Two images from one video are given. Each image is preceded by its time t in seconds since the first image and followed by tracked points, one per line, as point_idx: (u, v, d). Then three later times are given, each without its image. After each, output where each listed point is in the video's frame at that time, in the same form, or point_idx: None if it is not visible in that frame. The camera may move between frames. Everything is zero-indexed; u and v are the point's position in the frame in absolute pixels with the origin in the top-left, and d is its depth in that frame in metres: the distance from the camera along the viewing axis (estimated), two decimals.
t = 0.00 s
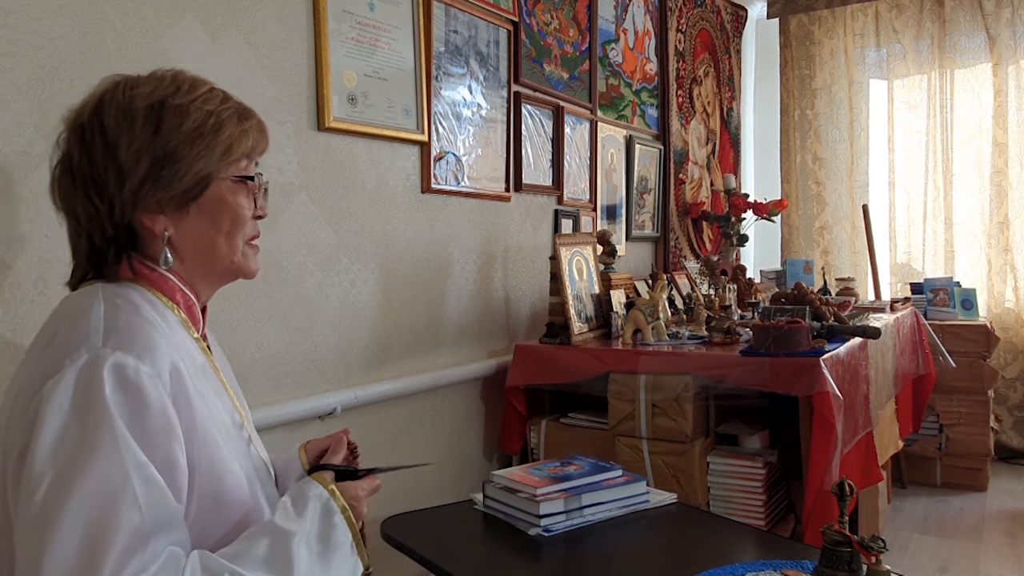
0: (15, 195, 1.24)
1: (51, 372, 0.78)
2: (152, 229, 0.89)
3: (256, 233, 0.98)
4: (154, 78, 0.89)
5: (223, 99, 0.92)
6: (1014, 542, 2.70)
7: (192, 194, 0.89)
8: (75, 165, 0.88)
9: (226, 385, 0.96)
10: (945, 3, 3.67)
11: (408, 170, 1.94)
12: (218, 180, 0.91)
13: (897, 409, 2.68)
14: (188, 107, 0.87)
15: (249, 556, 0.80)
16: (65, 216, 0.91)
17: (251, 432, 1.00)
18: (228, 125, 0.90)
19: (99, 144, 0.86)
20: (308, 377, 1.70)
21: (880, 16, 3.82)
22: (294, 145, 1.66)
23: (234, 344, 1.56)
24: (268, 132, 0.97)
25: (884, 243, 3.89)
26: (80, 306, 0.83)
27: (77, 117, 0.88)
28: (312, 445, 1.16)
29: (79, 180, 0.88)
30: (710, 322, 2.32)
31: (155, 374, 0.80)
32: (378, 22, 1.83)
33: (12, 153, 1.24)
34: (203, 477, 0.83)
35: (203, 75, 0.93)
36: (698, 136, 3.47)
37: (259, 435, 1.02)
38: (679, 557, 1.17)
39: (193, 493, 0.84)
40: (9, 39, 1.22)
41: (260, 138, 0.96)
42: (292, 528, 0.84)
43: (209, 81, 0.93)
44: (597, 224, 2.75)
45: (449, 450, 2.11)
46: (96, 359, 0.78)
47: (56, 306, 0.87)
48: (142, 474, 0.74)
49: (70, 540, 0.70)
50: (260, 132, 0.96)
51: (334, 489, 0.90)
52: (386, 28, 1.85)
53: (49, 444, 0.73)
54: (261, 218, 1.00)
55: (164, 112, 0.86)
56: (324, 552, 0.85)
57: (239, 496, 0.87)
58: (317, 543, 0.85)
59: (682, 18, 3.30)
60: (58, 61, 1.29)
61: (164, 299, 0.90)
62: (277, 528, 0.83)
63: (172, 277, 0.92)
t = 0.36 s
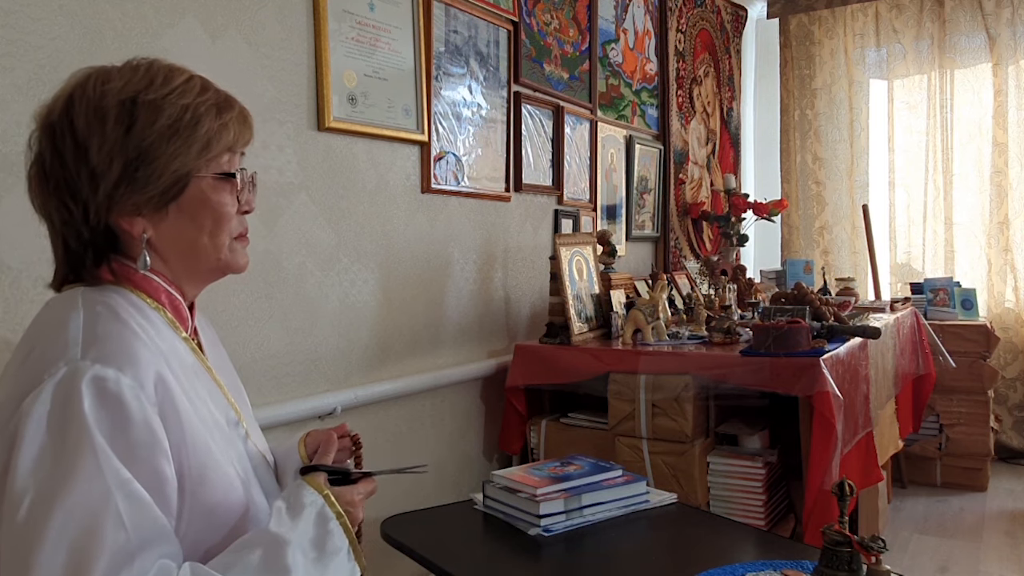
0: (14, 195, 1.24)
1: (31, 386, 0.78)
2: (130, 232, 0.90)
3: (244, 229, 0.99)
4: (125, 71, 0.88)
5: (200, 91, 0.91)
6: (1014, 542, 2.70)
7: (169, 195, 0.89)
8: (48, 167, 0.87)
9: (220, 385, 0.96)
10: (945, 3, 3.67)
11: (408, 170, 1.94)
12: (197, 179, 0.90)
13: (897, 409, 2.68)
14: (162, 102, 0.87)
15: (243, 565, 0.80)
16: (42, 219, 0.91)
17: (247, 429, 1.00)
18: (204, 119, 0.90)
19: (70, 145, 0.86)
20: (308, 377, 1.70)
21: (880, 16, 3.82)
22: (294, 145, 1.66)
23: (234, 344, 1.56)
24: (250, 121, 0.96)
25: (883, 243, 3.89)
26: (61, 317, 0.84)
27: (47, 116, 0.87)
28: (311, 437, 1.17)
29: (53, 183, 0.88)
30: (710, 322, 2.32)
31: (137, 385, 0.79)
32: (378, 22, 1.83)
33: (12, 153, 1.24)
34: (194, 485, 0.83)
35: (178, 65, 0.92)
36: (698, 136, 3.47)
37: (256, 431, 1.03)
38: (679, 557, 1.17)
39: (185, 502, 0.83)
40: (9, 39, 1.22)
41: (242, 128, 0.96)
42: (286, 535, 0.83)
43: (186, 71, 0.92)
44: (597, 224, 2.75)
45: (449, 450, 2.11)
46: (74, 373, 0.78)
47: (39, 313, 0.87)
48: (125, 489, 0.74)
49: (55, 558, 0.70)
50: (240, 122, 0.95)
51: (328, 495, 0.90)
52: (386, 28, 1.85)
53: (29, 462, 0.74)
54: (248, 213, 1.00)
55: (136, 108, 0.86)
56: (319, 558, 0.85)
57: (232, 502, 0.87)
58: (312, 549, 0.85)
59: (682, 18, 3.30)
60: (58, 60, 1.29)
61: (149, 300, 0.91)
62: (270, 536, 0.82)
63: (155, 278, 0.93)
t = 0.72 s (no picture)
0: (14, 195, 1.24)
1: (23, 394, 0.78)
2: (124, 234, 0.90)
3: (242, 228, 0.99)
4: (117, 71, 0.88)
5: (193, 90, 0.91)
6: (1014, 542, 2.70)
7: (163, 196, 0.89)
8: (39, 171, 0.87)
9: (218, 386, 0.96)
10: (945, 3, 3.67)
11: (408, 170, 1.94)
12: (190, 179, 0.90)
13: (897, 409, 2.67)
14: (154, 101, 0.86)
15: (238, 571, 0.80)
16: (37, 222, 0.91)
17: (246, 430, 1.00)
18: (198, 118, 0.89)
19: (61, 147, 0.85)
20: (308, 377, 1.70)
21: (880, 16, 3.82)
22: (294, 145, 1.66)
23: (234, 344, 1.56)
24: (245, 119, 0.96)
25: (883, 242, 3.89)
26: (55, 324, 0.83)
27: (39, 117, 0.87)
28: (309, 439, 1.16)
29: (45, 186, 0.88)
30: (710, 322, 2.32)
31: (130, 393, 0.79)
32: (378, 22, 1.83)
33: (12, 153, 1.24)
34: (189, 490, 0.83)
35: (170, 64, 0.92)
36: (698, 136, 3.47)
37: (255, 432, 1.03)
38: (679, 557, 1.17)
39: (180, 508, 0.83)
40: (9, 39, 1.22)
41: (237, 126, 0.95)
42: (281, 543, 0.83)
43: (179, 69, 0.92)
44: (597, 224, 2.75)
45: (449, 450, 2.11)
46: (67, 381, 0.77)
47: (33, 318, 0.87)
48: (117, 497, 0.74)
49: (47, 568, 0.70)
50: (235, 120, 0.95)
51: (324, 500, 0.89)
52: (386, 28, 1.85)
53: (22, 471, 0.74)
54: (246, 212, 1.00)
55: (128, 108, 0.85)
56: (314, 564, 0.85)
57: (228, 506, 0.86)
58: (307, 556, 0.85)
59: (682, 18, 3.30)
60: (58, 60, 1.29)
61: (145, 303, 0.91)
62: (266, 543, 0.82)
63: (151, 280, 0.93)
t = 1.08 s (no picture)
0: (15, 195, 1.24)
1: (33, 386, 0.78)
2: (133, 232, 0.90)
3: (247, 232, 0.98)
4: (133, 73, 0.88)
5: (207, 94, 0.91)
6: (1014, 542, 2.70)
7: (172, 196, 0.89)
8: (53, 167, 0.88)
9: (221, 385, 0.96)
10: (945, 3, 3.67)
11: (408, 170, 1.94)
12: (200, 181, 0.90)
13: (897, 409, 2.67)
14: (168, 104, 0.87)
15: (241, 566, 0.80)
16: (48, 217, 0.92)
17: (249, 431, 1.00)
18: (210, 122, 0.90)
19: (76, 146, 0.86)
20: (308, 377, 1.70)
21: (880, 16, 3.82)
22: (294, 145, 1.66)
23: (234, 344, 1.56)
24: (256, 124, 0.96)
25: (883, 242, 3.89)
26: (63, 318, 0.83)
27: (55, 115, 0.88)
28: (311, 438, 1.18)
29: (57, 182, 0.88)
30: (710, 322, 2.32)
31: (138, 385, 0.80)
32: (378, 22, 1.83)
33: (12, 153, 1.24)
34: (194, 485, 0.83)
35: (186, 68, 0.92)
36: (698, 136, 3.47)
37: (257, 432, 1.03)
38: (679, 557, 1.17)
39: (185, 502, 0.83)
40: (9, 39, 1.22)
41: (248, 131, 0.95)
42: (282, 535, 0.83)
43: (195, 73, 0.92)
44: (597, 224, 2.75)
45: (449, 450, 2.11)
46: (76, 372, 0.78)
47: (41, 314, 0.87)
48: (124, 487, 0.74)
49: (54, 557, 0.70)
50: (247, 125, 0.95)
51: (324, 493, 0.90)
52: (386, 28, 1.85)
53: (30, 460, 0.74)
54: (252, 216, 0.99)
55: (142, 109, 0.86)
56: (315, 557, 0.85)
57: (232, 502, 0.87)
58: (308, 548, 0.85)
59: (682, 18, 3.30)
60: (58, 61, 1.29)
61: (151, 301, 0.91)
62: (267, 535, 0.82)
63: (158, 279, 0.93)
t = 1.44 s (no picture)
0: (14, 195, 1.24)
1: (49, 371, 0.78)
2: (146, 229, 0.90)
3: (254, 235, 0.98)
4: (152, 77, 0.88)
5: (222, 100, 0.91)
6: (1014, 542, 2.70)
7: (186, 196, 0.89)
8: (71, 165, 0.88)
9: (227, 383, 0.96)
10: (945, 3, 3.67)
11: (408, 170, 1.94)
12: (213, 182, 0.90)
13: (897, 409, 2.67)
14: (185, 107, 0.87)
15: (250, 552, 0.80)
16: (63, 213, 0.92)
17: (253, 430, 1.00)
18: (224, 127, 0.90)
19: (95, 144, 0.86)
20: (308, 377, 1.70)
21: (880, 16, 3.82)
22: (294, 145, 1.66)
23: (235, 344, 1.56)
24: (268, 133, 0.96)
25: (884, 242, 3.89)
26: (78, 307, 0.83)
27: (75, 115, 0.88)
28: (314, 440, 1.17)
29: (75, 179, 0.88)
30: (710, 322, 2.32)
31: (153, 372, 0.80)
32: (378, 22, 1.83)
33: (12, 153, 1.24)
34: (204, 473, 0.84)
35: (204, 76, 0.92)
36: (698, 136, 3.47)
37: (260, 432, 1.02)
38: (679, 557, 1.17)
39: (195, 489, 0.84)
40: (9, 39, 1.22)
41: (260, 138, 0.95)
42: (293, 524, 0.84)
43: (210, 82, 0.92)
44: (597, 224, 2.75)
45: (449, 450, 2.11)
46: (93, 358, 0.78)
47: (55, 310, 0.86)
48: (141, 471, 0.75)
49: (71, 538, 0.71)
50: (259, 133, 0.95)
51: (332, 485, 0.90)
52: (386, 28, 1.85)
53: (48, 443, 0.74)
54: (260, 220, 0.99)
55: (160, 112, 0.86)
56: (324, 546, 0.85)
57: (241, 493, 0.87)
58: (318, 537, 0.85)
59: (682, 18, 3.30)
60: (58, 60, 1.29)
61: (163, 298, 0.90)
62: (278, 523, 0.83)
63: (170, 276, 0.92)
